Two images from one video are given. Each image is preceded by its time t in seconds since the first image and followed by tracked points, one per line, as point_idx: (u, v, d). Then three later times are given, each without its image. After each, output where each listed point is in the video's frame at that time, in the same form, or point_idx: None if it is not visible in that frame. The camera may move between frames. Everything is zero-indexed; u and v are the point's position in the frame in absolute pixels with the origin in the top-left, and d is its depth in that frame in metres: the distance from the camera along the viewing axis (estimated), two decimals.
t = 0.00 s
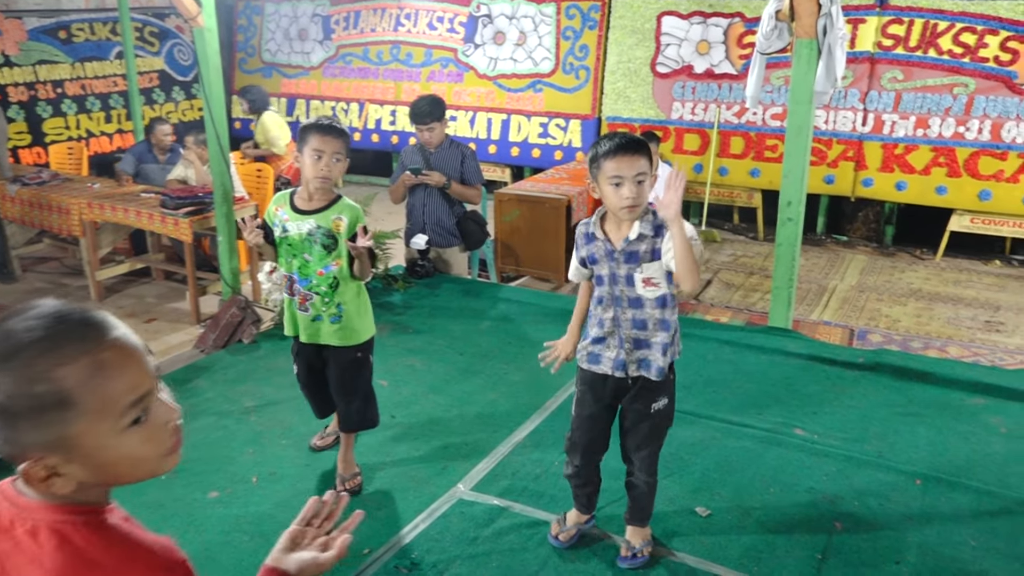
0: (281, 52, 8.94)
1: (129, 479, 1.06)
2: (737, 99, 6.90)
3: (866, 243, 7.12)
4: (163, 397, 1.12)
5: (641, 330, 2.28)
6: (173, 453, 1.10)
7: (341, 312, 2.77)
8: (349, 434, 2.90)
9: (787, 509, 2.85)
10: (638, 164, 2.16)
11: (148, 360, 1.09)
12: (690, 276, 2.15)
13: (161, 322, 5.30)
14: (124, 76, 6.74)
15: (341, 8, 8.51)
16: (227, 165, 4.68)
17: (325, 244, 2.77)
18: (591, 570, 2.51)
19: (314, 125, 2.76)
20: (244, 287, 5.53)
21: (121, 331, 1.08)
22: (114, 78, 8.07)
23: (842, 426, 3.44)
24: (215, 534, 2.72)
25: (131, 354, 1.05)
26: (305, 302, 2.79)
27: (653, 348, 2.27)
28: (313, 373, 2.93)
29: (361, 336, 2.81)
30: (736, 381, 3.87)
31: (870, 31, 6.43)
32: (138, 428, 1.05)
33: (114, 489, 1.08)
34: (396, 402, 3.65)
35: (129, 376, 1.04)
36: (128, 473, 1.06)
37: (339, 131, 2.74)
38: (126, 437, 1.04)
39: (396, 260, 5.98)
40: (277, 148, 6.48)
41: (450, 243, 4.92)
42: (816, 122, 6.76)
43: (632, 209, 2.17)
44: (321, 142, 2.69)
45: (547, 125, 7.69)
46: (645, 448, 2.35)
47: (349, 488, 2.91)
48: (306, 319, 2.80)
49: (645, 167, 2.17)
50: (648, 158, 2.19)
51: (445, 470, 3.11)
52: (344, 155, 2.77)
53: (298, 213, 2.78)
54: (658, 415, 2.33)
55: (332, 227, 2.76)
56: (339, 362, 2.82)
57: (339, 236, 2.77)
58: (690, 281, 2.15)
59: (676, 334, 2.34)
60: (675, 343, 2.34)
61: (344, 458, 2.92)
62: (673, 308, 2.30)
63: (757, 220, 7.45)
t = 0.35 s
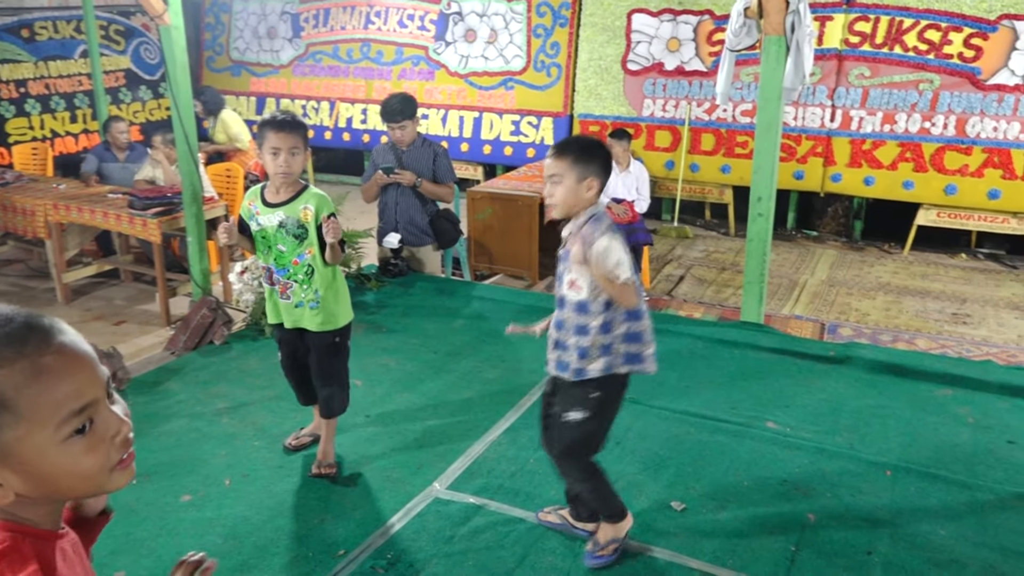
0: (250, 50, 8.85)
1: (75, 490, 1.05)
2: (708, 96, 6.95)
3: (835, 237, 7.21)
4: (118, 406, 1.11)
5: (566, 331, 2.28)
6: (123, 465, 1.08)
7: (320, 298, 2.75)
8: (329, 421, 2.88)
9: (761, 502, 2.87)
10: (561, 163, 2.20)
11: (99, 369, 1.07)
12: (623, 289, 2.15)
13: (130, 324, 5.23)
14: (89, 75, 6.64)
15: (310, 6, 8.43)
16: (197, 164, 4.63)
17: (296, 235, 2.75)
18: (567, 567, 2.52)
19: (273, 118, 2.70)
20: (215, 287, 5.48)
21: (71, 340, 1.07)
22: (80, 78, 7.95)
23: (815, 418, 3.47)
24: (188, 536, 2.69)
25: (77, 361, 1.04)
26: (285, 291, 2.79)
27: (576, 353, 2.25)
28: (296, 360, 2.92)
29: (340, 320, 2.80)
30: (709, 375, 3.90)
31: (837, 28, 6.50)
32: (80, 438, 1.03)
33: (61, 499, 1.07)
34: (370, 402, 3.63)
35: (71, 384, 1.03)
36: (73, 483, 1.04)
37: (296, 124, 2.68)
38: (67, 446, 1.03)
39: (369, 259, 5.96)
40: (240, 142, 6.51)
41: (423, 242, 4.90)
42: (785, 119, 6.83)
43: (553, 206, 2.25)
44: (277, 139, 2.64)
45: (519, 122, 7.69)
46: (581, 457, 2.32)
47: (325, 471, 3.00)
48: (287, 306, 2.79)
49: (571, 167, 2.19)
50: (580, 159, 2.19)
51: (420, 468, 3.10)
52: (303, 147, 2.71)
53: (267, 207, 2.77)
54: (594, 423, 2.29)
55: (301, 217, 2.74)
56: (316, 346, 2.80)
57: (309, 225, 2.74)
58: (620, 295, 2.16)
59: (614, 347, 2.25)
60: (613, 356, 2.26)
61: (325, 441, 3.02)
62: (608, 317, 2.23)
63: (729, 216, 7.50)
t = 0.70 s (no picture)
0: (221, 47, 8.76)
1: (74, 506, 1.04)
2: (682, 93, 7.00)
3: (808, 233, 7.28)
4: (123, 424, 1.09)
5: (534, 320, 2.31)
6: (123, 483, 1.06)
7: (299, 300, 2.75)
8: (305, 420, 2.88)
9: (738, 495, 2.90)
10: (536, 154, 2.19)
11: (104, 384, 1.06)
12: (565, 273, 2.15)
13: (101, 324, 5.17)
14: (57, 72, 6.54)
15: (281, 2, 8.36)
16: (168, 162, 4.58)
17: (278, 236, 2.73)
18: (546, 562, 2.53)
19: (252, 115, 2.68)
20: (187, 287, 5.43)
21: (79, 354, 1.06)
22: (47, 75, 7.83)
23: (789, 413, 3.51)
24: (164, 538, 2.66)
25: (81, 375, 1.03)
26: (263, 293, 2.76)
27: (539, 340, 2.29)
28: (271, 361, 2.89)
29: (317, 322, 2.80)
30: (686, 370, 3.93)
31: (809, 25, 6.56)
32: (79, 455, 1.02)
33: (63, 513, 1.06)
34: (347, 401, 3.61)
35: (74, 398, 1.02)
36: (70, 500, 1.03)
37: (276, 121, 2.67)
38: (66, 463, 1.01)
39: (344, 257, 5.93)
40: (206, 139, 6.48)
41: (399, 240, 4.88)
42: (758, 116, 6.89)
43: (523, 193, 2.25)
44: (258, 136, 2.62)
45: (494, 119, 7.68)
46: (549, 452, 2.30)
47: (304, 465, 3.02)
48: (264, 309, 2.77)
49: (543, 160, 2.19)
50: (556, 155, 2.17)
51: (398, 467, 3.09)
52: (283, 144, 2.69)
53: (247, 207, 2.74)
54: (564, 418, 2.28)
55: (283, 218, 2.72)
56: (295, 349, 2.80)
57: (291, 226, 2.73)
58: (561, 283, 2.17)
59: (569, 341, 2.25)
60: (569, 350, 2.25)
61: (299, 435, 3.02)
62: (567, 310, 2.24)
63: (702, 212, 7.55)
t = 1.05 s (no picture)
0: (198, 48, 8.70)
1: None
2: (661, 93, 7.04)
3: (787, 231, 7.34)
4: (29, 397, 1.21)
5: (524, 343, 2.30)
6: (32, 454, 1.19)
7: (281, 313, 2.77)
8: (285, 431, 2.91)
9: (719, 493, 2.92)
10: (528, 184, 2.19)
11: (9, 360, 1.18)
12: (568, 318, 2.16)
13: (80, 328, 5.11)
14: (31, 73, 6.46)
15: (260, 3, 8.32)
16: (146, 165, 4.54)
17: (263, 248, 2.72)
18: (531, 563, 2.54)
19: (231, 127, 2.66)
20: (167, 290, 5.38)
21: None
22: (21, 76, 7.75)
23: (770, 410, 3.54)
24: (147, 543, 2.65)
25: None
26: (241, 307, 2.72)
27: (528, 365, 2.28)
28: (226, 377, 2.87)
29: (296, 332, 2.83)
30: (668, 369, 3.95)
31: (786, 25, 6.61)
32: None
33: None
34: (329, 403, 3.60)
35: None
36: None
37: (259, 132, 2.66)
38: None
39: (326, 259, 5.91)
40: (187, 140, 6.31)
41: (380, 241, 4.87)
42: (736, 116, 6.93)
43: (515, 220, 2.26)
44: (239, 147, 2.61)
45: (474, 120, 7.68)
46: (522, 476, 2.32)
47: (286, 469, 3.00)
48: (242, 324, 2.74)
49: (536, 192, 2.19)
50: (548, 186, 2.18)
51: (382, 468, 3.09)
52: (265, 154, 2.68)
53: (229, 218, 2.71)
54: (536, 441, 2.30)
55: (269, 230, 2.71)
56: (274, 361, 2.82)
57: (276, 238, 2.73)
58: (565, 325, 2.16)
59: (565, 365, 2.27)
60: (563, 374, 2.27)
61: (281, 439, 3.00)
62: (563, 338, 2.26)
63: (683, 211, 7.59)
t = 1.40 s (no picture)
0: (174, 49, 8.63)
1: None
2: (639, 92, 7.08)
3: (765, 228, 7.40)
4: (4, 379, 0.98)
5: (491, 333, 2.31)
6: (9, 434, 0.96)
7: (237, 306, 2.77)
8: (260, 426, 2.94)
9: (699, 488, 2.94)
10: (477, 162, 2.23)
11: None
12: (519, 297, 2.16)
13: (55, 333, 5.06)
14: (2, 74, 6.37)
15: (235, 3, 8.27)
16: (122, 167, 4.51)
17: (208, 243, 2.68)
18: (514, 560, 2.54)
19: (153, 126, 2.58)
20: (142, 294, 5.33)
21: None
22: None
23: (749, 405, 3.57)
24: (126, 547, 2.63)
25: None
26: (197, 307, 2.70)
27: (500, 354, 2.29)
28: (191, 386, 2.81)
29: (251, 324, 2.84)
30: (648, 366, 3.97)
31: (761, 24, 6.67)
32: None
33: None
34: (309, 404, 3.59)
35: None
36: None
37: (185, 127, 2.59)
38: None
39: (305, 260, 5.89)
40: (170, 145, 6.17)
41: (359, 241, 4.86)
42: (713, 114, 6.98)
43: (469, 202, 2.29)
44: (169, 145, 2.54)
45: (453, 120, 7.68)
46: (506, 461, 2.31)
47: (268, 469, 3.00)
48: (199, 324, 2.71)
49: (485, 169, 2.23)
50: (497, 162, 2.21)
51: (364, 469, 3.08)
52: (195, 150, 2.62)
53: (169, 218, 2.65)
54: (528, 424, 2.29)
55: (212, 224, 2.69)
56: (240, 357, 2.84)
57: (221, 232, 2.71)
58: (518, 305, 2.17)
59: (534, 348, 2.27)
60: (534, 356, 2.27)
61: (259, 440, 2.99)
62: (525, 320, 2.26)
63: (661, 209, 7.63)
